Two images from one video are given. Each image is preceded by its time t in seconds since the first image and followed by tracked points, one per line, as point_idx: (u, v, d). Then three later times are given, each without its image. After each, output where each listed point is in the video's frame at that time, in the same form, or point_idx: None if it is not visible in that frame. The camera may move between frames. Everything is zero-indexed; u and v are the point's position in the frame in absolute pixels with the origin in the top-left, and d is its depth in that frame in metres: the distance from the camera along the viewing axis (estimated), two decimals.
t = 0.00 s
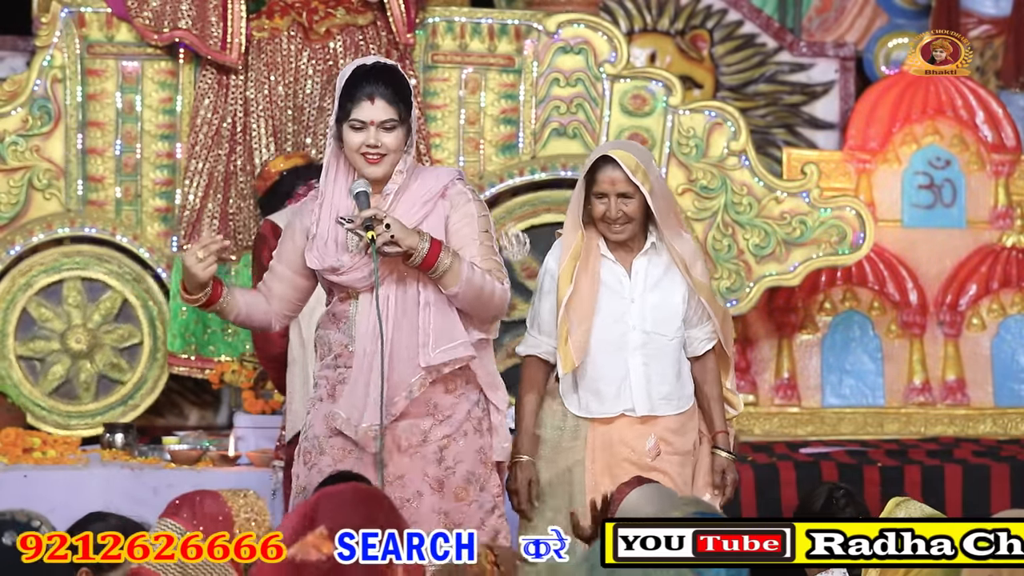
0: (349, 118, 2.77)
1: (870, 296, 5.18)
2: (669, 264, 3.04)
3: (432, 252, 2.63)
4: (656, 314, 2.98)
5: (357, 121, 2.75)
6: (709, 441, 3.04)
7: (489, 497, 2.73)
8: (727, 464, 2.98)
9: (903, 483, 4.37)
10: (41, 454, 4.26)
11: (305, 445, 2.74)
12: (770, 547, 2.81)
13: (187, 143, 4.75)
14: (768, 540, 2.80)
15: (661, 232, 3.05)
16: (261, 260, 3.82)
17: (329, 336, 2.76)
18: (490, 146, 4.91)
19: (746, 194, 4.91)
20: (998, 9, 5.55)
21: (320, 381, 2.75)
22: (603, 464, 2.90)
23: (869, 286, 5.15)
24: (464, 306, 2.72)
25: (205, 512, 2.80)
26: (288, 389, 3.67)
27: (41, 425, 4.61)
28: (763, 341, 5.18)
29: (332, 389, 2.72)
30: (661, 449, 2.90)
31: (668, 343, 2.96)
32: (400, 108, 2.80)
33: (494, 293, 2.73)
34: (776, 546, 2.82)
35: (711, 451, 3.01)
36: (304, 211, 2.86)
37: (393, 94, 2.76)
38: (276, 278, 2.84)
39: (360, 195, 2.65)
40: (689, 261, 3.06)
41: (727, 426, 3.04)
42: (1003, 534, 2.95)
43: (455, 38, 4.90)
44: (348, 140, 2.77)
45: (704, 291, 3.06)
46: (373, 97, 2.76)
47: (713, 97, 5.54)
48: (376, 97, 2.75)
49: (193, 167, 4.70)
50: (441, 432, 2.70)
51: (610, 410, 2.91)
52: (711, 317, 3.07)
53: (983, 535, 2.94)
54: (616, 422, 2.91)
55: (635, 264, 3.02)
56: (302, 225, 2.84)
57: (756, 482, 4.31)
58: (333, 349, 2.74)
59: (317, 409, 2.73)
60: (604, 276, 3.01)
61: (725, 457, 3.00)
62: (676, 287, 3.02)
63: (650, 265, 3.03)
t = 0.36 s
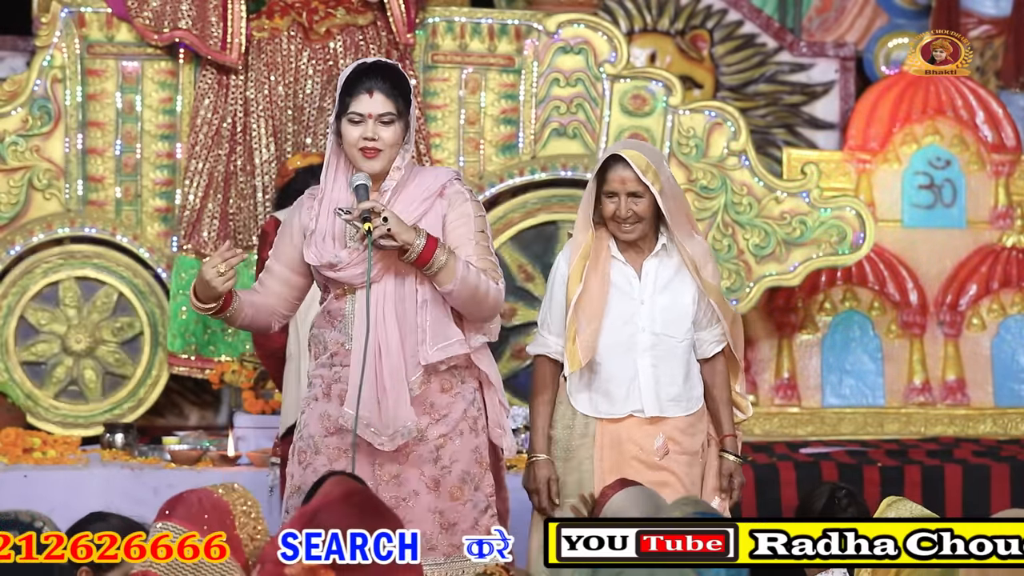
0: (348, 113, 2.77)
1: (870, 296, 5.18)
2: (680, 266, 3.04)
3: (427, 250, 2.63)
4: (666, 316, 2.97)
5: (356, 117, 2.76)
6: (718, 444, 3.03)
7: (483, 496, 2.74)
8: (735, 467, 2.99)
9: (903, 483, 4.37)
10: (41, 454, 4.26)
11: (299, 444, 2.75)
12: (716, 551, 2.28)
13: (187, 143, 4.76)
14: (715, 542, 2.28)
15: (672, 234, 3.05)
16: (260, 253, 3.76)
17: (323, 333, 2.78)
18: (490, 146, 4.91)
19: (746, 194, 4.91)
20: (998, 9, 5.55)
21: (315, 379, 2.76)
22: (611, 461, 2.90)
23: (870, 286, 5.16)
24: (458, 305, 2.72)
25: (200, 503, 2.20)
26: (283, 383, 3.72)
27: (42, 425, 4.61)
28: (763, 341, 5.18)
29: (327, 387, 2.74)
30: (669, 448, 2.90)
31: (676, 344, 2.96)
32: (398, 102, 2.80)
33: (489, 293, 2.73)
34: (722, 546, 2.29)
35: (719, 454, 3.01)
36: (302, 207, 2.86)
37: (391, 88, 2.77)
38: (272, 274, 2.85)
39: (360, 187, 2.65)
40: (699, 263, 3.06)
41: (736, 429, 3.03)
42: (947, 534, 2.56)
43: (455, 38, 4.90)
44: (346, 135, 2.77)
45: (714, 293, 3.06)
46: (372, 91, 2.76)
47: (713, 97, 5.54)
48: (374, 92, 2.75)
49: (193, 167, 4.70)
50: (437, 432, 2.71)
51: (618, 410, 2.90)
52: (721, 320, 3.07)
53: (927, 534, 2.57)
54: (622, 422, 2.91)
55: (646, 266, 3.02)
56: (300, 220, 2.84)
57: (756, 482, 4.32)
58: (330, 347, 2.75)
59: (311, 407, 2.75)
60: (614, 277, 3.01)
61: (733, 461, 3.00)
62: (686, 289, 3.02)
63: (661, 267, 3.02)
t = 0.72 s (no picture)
0: (347, 110, 2.81)
1: (870, 296, 5.18)
2: (669, 264, 3.08)
3: (426, 244, 2.66)
4: (656, 313, 3.01)
5: (356, 114, 2.80)
6: (707, 441, 3.06)
7: (460, 499, 2.78)
8: (725, 464, 3.01)
9: (903, 483, 4.36)
10: (41, 454, 4.26)
11: (285, 437, 2.80)
12: (658, 553, 2.36)
13: (186, 143, 4.76)
14: (656, 542, 2.37)
15: (660, 232, 3.09)
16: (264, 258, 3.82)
17: (313, 326, 2.82)
18: (490, 146, 4.90)
19: (746, 194, 4.91)
20: (998, 9, 5.55)
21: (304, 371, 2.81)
22: (602, 465, 2.92)
23: (870, 286, 5.16)
24: (451, 304, 2.75)
25: (195, 500, 2.30)
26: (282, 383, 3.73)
27: (42, 425, 4.61)
28: (763, 341, 5.18)
29: (312, 380, 2.78)
30: (658, 451, 2.92)
31: (666, 342, 3.00)
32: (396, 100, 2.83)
33: (482, 295, 2.77)
34: (665, 546, 2.36)
35: (708, 451, 3.04)
36: (298, 202, 2.89)
37: (389, 86, 2.80)
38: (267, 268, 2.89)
39: (365, 176, 2.68)
40: (688, 261, 3.10)
41: (726, 426, 3.07)
42: (890, 534, 2.60)
43: (455, 38, 4.90)
44: (345, 133, 2.82)
45: (703, 290, 3.10)
46: (370, 89, 2.80)
47: (712, 97, 5.54)
48: (372, 90, 2.79)
49: (193, 167, 4.70)
50: (419, 430, 2.76)
51: (610, 408, 2.93)
52: (709, 318, 3.11)
53: (869, 534, 2.64)
54: (617, 421, 2.93)
55: (635, 264, 3.05)
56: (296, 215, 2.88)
57: (756, 482, 4.31)
58: (318, 340, 2.80)
59: (297, 399, 2.79)
60: (604, 276, 3.03)
61: (723, 457, 3.02)
62: (675, 287, 3.05)
63: (650, 265, 3.06)
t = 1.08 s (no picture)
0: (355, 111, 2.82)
1: (871, 296, 5.18)
2: (639, 262, 3.15)
3: (433, 247, 2.68)
4: (627, 311, 3.09)
5: (363, 115, 2.81)
6: (685, 439, 3.14)
7: (468, 498, 2.79)
8: (701, 462, 3.09)
9: (903, 483, 4.36)
10: (41, 454, 4.26)
11: (290, 437, 2.81)
12: (602, 552, 2.51)
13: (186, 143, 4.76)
14: (599, 543, 2.52)
15: (630, 230, 3.17)
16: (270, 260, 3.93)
17: (318, 326, 2.83)
18: (490, 146, 4.90)
19: (746, 194, 4.91)
20: (998, 9, 5.55)
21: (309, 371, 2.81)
22: (579, 466, 3.01)
23: (870, 286, 5.16)
24: (456, 308, 2.76)
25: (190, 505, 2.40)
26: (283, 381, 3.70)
27: (42, 425, 4.62)
28: (763, 341, 5.18)
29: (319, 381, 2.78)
30: (636, 449, 3.01)
31: (637, 340, 3.08)
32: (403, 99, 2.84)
33: (487, 299, 2.78)
34: (608, 546, 2.51)
35: (685, 449, 3.12)
36: (307, 203, 2.90)
37: (395, 85, 2.81)
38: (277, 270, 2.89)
39: (375, 178, 2.68)
40: (658, 258, 3.17)
41: (702, 424, 3.14)
42: (835, 534, 2.70)
43: (455, 38, 4.90)
44: (353, 135, 2.83)
45: (674, 288, 3.18)
46: (376, 89, 2.81)
47: (713, 97, 5.54)
48: (379, 90, 2.79)
49: (193, 167, 4.70)
50: (427, 429, 2.76)
51: (582, 406, 3.01)
52: (684, 315, 3.19)
53: (813, 534, 2.70)
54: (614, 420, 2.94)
55: (606, 261, 3.14)
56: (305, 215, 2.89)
57: (756, 482, 4.31)
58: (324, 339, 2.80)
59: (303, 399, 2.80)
60: (575, 274, 3.13)
61: (700, 456, 3.10)
62: (645, 285, 3.13)
63: (621, 262, 3.14)
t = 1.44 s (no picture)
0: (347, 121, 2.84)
1: (870, 296, 5.18)
2: (624, 263, 3.28)
3: (436, 253, 2.69)
4: (613, 311, 3.21)
5: (355, 124, 2.83)
6: (669, 438, 3.24)
7: (469, 503, 2.80)
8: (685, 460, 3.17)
9: (903, 483, 4.36)
10: (41, 454, 4.26)
11: (294, 434, 2.82)
12: (545, 553, 2.53)
13: (187, 143, 4.76)
14: (543, 543, 2.53)
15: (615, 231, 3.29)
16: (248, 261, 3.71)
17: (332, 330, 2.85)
18: (490, 146, 4.91)
19: (746, 194, 4.91)
20: (998, 9, 5.55)
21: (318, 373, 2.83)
22: (569, 462, 3.14)
23: (870, 286, 5.17)
24: (464, 312, 2.78)
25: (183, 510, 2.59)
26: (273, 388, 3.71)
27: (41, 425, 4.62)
28: (762, 341, 5.18)
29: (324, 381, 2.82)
30: (626, 445, 3.14)
31: (623, 339, 3.20)
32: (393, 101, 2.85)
33: (494, 303, 2.79)
34: (552, 546, 2.54)
35: (670, 448, 3.20)
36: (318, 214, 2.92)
37: (381, 89, 2.82)
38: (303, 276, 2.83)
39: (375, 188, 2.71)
40: (643, 258, 3.29)
41: (685, 423, 3.24)
42: (776, 534, 2.56)
43: (455, 38, 4.90)
44: (351, 145, 2.85)
45: (659, 288, 3.29)
46: (363, 97, 2.82)
47: (713, 97, 5.54)
48: (365, 99, 2.81)
49: (193, 167, 4.70)
50: (429, 434, 2.78)
51: (570, 407, 3.15)
52: (670, 315, 3.31)
53: (756, 535, 2.47)
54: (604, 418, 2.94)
55: (591, 262, 3.26)
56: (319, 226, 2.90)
57: (756, 482, 4.31)
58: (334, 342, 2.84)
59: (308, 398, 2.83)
60: (559, 275, 3.26)
61: (683, 454, 3.19)
62: (631, 286, 3.26)
63: (605, 263, 3.26)
